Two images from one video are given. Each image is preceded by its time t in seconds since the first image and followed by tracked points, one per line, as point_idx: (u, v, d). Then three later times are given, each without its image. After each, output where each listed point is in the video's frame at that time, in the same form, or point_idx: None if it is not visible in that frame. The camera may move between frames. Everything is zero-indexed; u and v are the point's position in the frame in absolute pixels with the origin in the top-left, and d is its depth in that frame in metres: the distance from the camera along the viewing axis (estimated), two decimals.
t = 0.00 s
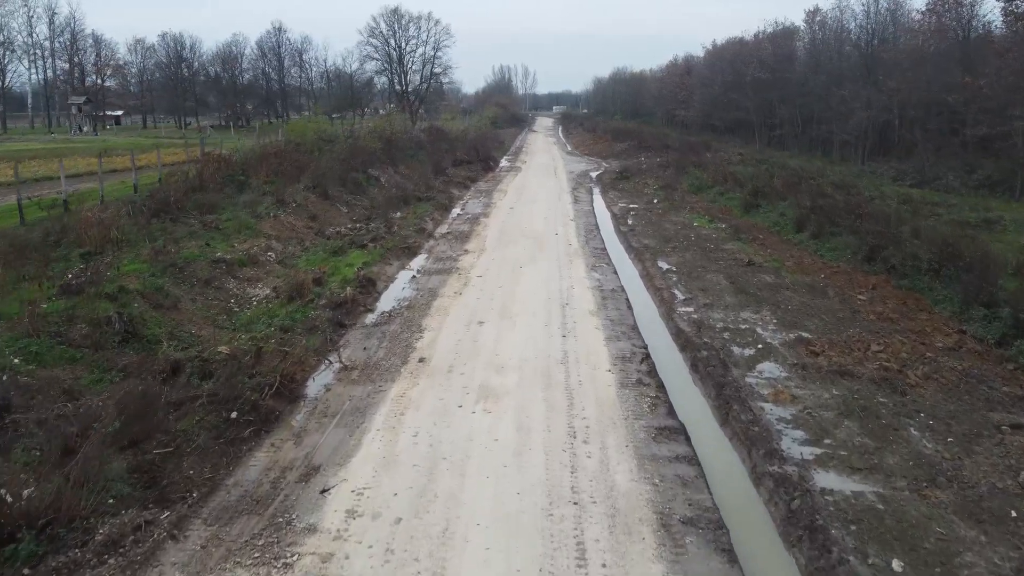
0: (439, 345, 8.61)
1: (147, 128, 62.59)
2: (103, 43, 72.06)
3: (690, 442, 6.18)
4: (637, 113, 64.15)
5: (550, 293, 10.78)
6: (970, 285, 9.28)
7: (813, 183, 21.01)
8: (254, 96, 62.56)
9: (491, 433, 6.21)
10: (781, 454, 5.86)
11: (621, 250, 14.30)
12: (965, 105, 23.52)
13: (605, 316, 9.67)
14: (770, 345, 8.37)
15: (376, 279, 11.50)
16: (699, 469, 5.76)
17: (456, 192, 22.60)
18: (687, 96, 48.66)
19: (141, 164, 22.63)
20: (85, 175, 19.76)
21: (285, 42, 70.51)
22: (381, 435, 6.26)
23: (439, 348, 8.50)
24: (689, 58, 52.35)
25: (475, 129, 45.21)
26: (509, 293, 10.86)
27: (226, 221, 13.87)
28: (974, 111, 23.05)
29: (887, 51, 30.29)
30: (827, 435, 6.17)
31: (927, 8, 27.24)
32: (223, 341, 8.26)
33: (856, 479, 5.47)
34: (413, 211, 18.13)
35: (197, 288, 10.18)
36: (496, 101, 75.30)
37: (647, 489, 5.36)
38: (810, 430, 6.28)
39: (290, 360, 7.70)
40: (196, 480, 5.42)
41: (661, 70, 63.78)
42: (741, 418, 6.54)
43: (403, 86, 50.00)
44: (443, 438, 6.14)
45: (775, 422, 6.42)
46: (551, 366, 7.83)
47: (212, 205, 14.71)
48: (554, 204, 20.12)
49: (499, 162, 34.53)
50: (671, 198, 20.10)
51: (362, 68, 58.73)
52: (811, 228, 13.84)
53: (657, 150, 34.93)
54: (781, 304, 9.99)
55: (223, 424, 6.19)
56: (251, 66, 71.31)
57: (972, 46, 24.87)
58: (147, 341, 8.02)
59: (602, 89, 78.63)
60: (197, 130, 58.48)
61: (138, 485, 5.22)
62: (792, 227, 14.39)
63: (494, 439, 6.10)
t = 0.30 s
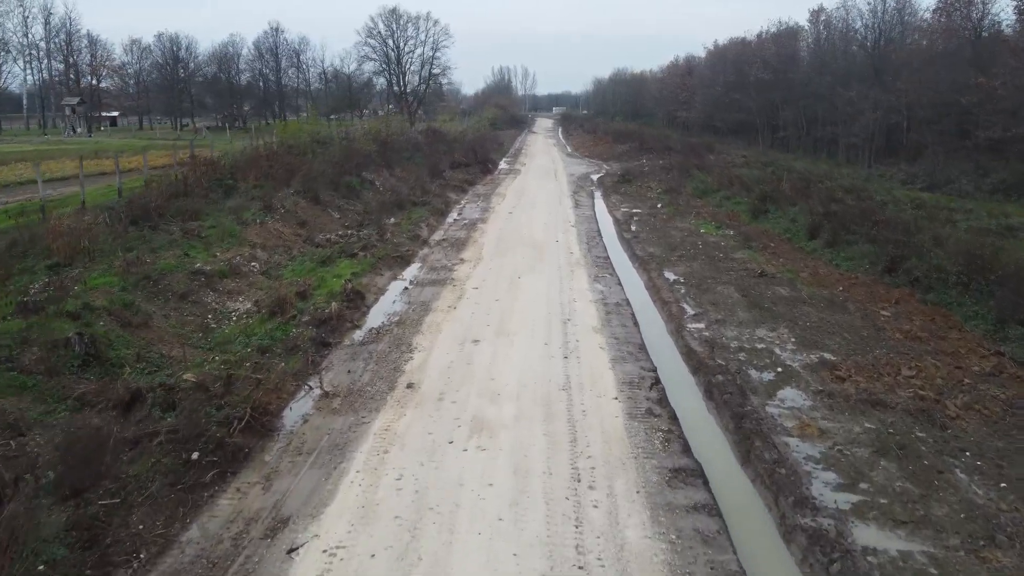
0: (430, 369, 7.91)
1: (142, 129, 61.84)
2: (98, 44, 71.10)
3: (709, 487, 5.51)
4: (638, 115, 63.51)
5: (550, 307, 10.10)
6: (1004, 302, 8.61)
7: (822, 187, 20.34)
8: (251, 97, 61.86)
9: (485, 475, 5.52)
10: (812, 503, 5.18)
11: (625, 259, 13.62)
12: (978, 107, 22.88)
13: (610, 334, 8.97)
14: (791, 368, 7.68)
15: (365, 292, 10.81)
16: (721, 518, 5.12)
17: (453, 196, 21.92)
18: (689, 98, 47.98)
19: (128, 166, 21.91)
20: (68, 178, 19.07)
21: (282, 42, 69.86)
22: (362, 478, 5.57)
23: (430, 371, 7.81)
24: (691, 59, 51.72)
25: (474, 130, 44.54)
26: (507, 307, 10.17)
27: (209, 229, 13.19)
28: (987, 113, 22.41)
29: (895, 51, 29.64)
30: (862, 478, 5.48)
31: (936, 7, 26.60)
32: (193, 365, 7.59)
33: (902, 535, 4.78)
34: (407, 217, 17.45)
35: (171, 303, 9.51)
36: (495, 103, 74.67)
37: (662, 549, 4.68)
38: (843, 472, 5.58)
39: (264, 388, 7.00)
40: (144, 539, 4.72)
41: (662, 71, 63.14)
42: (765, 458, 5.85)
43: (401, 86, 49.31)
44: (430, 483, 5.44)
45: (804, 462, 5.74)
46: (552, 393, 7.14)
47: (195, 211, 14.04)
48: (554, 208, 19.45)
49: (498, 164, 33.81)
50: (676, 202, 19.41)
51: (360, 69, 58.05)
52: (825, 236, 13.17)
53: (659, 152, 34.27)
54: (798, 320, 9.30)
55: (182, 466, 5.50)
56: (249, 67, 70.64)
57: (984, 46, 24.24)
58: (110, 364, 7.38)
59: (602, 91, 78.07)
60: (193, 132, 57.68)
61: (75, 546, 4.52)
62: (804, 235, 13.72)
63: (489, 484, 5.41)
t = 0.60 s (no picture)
0: (419, 396, 7.20)
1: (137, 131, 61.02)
2: (92, 44, 70.19)
3: (733, 546, 4.82)
4: (638, 115, 62.89)
5: (550, 323, 9.41)
6: None
7: (832, 191, 19.66)
8: (247, 97, 61.13)
9: (476, 531, 4.82)
10: (853, 567, 4.49)
11: (629, 268, 12.93)
12: (992, 108, 22.25)
13: (615, 355, 8.28)
14: (814, 396, 6.99)
15: (352, 307, 10.11)
16: None
17: (450, 200, 21.25)
18: (691, 98, 47.31)
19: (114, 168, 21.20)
20: (49, 182, 18.37)
21: (279, 43, 69.18)
22: (335, 535, 4.86)
23: (418, 399, 7.09)
24: (692, 59, 51.10)
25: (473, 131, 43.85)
26: (504, 322, 9.48)
27: (190, 237, 12.50)
28: (1000, 114, 21.78)
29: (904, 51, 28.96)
30: (909, 534, 4.78)
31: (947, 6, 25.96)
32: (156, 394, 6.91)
33: None
34: (401, 222, 16.76)
35: (141, 321, 8.83)
36: (494, 103, 74.01)
37: None
38: (886, 526, 4.88)
39: (232, 422, 6.32)
40: None
41: (663, 71, 62.50)
42: (795, 508, 5.15)
43: (399, 87, 48.59)
44: (412, 541, 4.74)
45: (840, 514, 5.03)
46: (552, 425, 6.45)
47: (176, 218, 13.35)
48: (554, 213, 18.77)
49: (497, 166, 33.12)
50: (680, 207, 18.73)
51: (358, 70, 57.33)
52: (840, 244, 12.50)
53: (661, 154, 33.56)
54: (818, 339, 8.60)
55: (128, 522, 4.81)
56: (245, 68, 69.89)
57: (997, 45, 23.58)
58: (64, 394, 6.72)
59: (602, 91, 77.50)
60: (188, 133, 56.91)
61: None
62: (818, 243, 13.05)
63: (481, 542, 4.71)
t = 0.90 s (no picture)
0: (404, 430, 6.47)
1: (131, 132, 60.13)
2: (87, 44, 69.25)
3: None
4: (639, 115, 62.24)
5: (550, 342, 8.70)
6: None
7: (842, 195, 18.98)
8: (243, 98, 60.38)
9: None
10: None
11: (634, 278, 12.22)
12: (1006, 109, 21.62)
13: (622, 381, 7.57)
14: (845, 430, 6.27)
15: (338, 324, 9.39)
16: None
17: (446, 204, 20.55)
18: (692, 98, 46.62)
19: (98, 172, 20.42)
20: (27, 186, 17.61)
21: (276, 43, 68.44)
22: None
23: (404, 434, 6.36)
24: (693, 60, 50.49)
25: (471, 133, 43.13)
26: (501, 341, 8.76)
27: (168, 246, 11.78)
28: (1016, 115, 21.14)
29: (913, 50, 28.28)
30: None
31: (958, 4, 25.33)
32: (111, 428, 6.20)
33: None
34: (394, 228, 16.04)
35: (104, 341, 8.11)
36: (493, 103, 73.36)
37: None
38: None
39: (191, 465, 5.59)
40: None
41: (664, 71, 61.85)
42: None
43: (396, 88, 47.85)
44: None
45: None
46: (554, 467, 5.74)
47: (155, 226, 12.63)
48: (554, 218, 18.07)
49: (495, 168, 32.40)
50: (685, 212, 18.02)
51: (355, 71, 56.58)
52: (857, 254, 11.83)
53: (663, 156, 32.86)
54: (842, 361, 7.89)
55: None
56: (242, 68, 69.13)
57: (1012, 44, 22.92)
58: (6, 430, 6.00)
59: (602, 92, 76.89)
60: (182, 134, 56.10)
61: None
62: (834, 252, 12.37)
63: None
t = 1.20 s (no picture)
0: (387, 472, 5.75)
1: (125, 132, 59.30)
2: (81, 43, 68.39)
3: None
4: (639, 115, 61.64)
5: (551, 366, 7.98)
6: None
7: (854, 199, 18.30)
8: (239, 98, 59.63)
9: None
10: None
11: (639, 290, 11.50)
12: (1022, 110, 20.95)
13: (630, 412, 6.84)
14: (886, 475, 5.56)
15: (321, 344, 8.67)
16: None
17: (443, 208, 19.84)
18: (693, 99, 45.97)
19: (81, 174, 19.68)
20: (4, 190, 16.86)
21: (273, 43, 67.71)
22: None
23: (387, 478, 5.63)
24: (695, 60, 49.85)
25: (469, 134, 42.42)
26: (497, 364, 8.04)
27: (144, 257, 11.07)
28: None
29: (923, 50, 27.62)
30: None
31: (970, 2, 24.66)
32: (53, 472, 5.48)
33: None
34: (387, 235, 15.32)
35: (60, 366, 7.38)
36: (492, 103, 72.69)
37: None
38: None
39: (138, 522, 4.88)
40: None
41: (665, 71, 61.23)
42: None
43: (394, 88, 47.15)
44: None
45: None
46: (556, 520, 5.02)
47: (132, 234, 11.91)
48: (554, 223, 17.36)
49: (494, 170, 31.70)
50: (691, 217, 17.33)
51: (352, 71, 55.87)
52: (877, 265, 11.14)
53: (665, 157, 32.16)
54: (873, 388, 7.16)
55: None
56: (238, 69, 68.39)
57: None
58: None
59: (602, 93, 76.32)
60: (177, 135, 55.33)
61: None
62: (851, 262, 11.68)
63: None
